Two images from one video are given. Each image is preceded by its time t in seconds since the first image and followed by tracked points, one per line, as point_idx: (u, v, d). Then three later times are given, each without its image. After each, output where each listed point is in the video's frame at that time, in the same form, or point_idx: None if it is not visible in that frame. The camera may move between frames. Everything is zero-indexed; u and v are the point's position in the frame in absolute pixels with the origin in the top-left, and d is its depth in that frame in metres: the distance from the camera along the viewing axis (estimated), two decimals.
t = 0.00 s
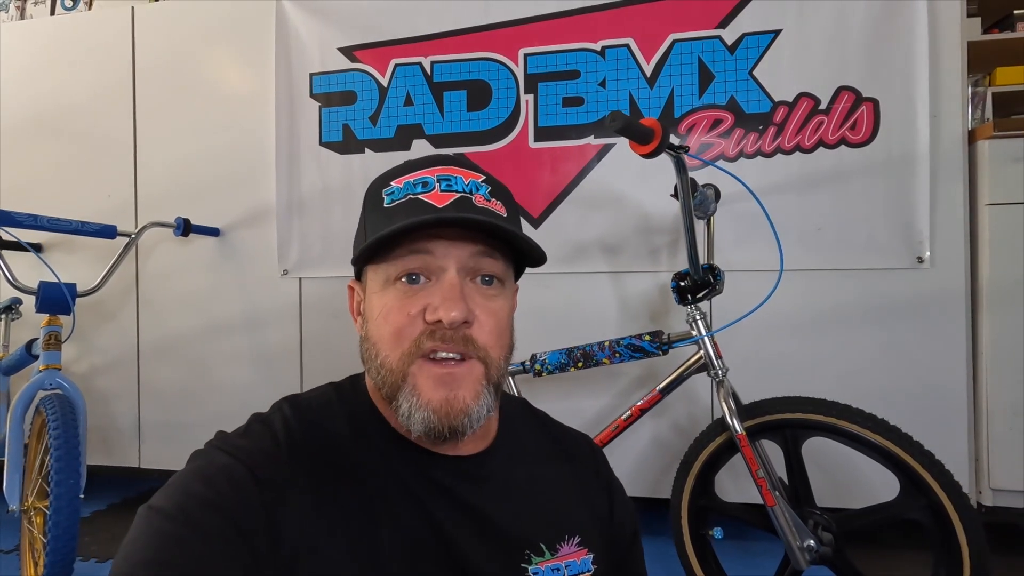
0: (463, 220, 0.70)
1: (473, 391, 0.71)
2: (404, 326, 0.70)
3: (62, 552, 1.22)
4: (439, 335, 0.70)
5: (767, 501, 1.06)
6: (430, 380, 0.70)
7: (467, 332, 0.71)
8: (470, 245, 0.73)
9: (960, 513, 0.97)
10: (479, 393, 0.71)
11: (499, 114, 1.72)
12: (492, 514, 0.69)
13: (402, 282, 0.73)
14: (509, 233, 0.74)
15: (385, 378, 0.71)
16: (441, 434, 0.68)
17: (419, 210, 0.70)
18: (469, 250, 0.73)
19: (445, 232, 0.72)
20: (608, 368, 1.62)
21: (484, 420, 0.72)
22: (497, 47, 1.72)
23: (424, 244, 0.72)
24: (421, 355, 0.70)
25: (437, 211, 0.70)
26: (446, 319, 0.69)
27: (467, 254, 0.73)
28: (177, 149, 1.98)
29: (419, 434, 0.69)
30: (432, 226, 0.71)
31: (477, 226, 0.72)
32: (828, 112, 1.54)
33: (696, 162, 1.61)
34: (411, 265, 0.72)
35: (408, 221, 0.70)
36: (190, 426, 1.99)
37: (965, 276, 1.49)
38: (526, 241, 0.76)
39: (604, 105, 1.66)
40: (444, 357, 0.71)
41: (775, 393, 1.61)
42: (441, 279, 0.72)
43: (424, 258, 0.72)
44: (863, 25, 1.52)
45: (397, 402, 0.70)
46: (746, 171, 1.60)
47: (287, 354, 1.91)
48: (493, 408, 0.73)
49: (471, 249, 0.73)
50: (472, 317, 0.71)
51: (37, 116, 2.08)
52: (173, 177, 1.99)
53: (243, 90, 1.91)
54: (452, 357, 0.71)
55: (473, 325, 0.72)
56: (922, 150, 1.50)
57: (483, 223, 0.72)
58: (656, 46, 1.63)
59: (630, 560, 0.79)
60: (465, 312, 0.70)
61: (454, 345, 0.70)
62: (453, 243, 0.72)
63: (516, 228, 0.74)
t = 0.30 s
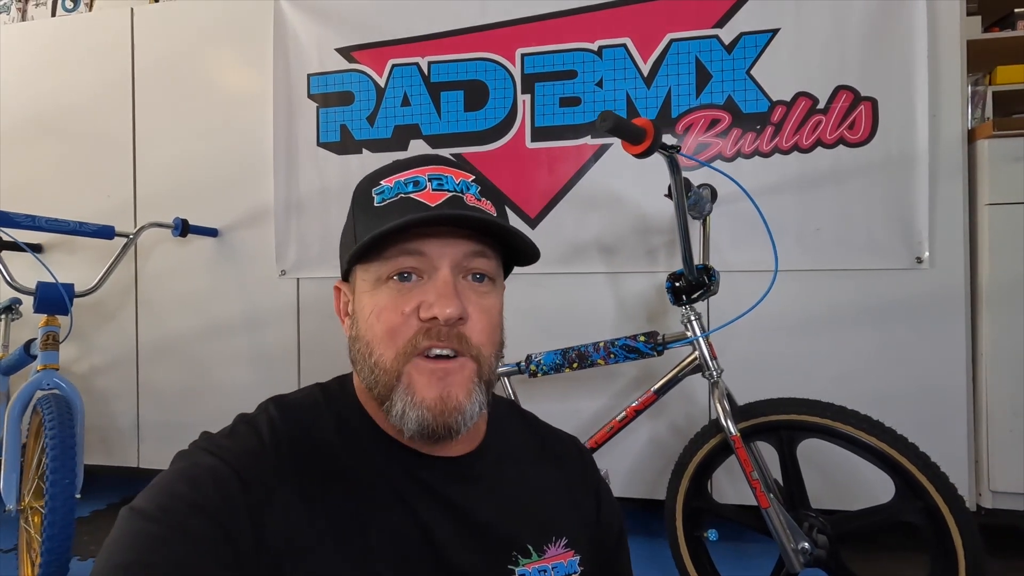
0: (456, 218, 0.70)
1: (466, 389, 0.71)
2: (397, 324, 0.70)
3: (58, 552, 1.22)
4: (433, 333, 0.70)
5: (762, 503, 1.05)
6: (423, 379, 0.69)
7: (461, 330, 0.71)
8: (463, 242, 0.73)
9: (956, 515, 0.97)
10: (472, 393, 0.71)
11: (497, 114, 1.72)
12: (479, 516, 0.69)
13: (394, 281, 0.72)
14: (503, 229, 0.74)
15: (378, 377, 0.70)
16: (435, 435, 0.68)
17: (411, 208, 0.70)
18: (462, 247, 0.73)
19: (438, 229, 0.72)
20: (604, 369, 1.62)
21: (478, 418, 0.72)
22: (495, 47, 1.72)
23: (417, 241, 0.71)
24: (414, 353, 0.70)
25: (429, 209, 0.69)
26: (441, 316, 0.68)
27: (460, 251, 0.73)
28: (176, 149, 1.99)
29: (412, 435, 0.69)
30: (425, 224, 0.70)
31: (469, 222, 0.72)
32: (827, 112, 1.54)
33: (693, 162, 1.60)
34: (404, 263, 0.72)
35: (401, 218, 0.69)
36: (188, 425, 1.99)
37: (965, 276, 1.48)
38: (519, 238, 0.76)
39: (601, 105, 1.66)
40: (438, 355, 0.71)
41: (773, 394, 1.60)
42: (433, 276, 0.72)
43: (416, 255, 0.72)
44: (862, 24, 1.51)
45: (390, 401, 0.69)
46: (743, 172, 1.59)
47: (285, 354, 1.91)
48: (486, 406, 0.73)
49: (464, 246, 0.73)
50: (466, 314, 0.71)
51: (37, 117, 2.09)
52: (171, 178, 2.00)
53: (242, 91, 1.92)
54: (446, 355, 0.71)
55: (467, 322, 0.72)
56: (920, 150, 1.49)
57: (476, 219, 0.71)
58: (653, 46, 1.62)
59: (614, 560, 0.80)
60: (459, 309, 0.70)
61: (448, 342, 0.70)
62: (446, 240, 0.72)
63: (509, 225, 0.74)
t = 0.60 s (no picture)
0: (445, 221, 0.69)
1: (455, 393, 0.70)
2: (386, 327, 0.69)
3: (53, 554, 1.22)
4: (421, 336, 0.69)
5: (759, 508, 1.04)
6: (411, 382, 0.69)
7: (450, 333, 0.70)
8: (453, 246, 0.72)
9: (954, 518, 0.97)
10: (462, 395, 0.70)
11: (495, 115, 1.71)
12: (470, 521, 0.68)
13: (383, 283, 0.71)
14: (494, 231, 0.73)
15: (366, 381, 0.70)
16: (423, 437, 0.67)
17: (400, 211, 0.69)
18: (452, 249, 0.72)
19: (427, 232, 0.71)
20: (602, 371, 1.61)
21: (466, 422, 0.71)
22: (492, 48, 1.71)
23: (406, 244, 0.71)
24: (402, 357, 0.69)
25: (418, 211, 0.69)
26: (429, 319, 0.68)
27: (450, 254, 0.72)
28: (175, 151, 1.99)
29: (399, 439, 0.68)
30: (414, 226, 0.70)
31: (460, 225, 0.71)
32: (826, 112, 1.52)
33: (692, 164, 1.60)
34: (393, 266, 0.71)
35: (390, 221, 0.68)
36: (187, 427, 1.99)
37: (967, 277, 1.47)
38: (510, 240, 0.75)
39: (600, 106, 1.65)
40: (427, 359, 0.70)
41: (772, 397, 1.58)
42: (423, 279, 0.71)
43: (406, 258, 0.71)
44: (862, 23, 1.49)
45: (378, 405, 0.69)
46: (742, 173, 1.58)
47: (283, 355, 1.91)
48: (475, 410, 0.72)
49: (454, 248, 0.72)
50: (455, 317, 0.70)
51: (38, 119, 2.09)
52: (171, 179, 2.00)
53: (241, 92, 1.92)
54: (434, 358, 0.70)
55: (456, 325, 0.71)
56: (921, 150, 1.47)
57: (466, 221, 0.70)
58: (652, 46, 1.61)
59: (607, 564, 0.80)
60: (448, 312, 0.69)
61: (437, 345, 0.69)
62: (436, 243, 0.71)
63: (499, 227, 0.73)
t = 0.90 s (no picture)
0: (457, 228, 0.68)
1: (472, 394, 0.70)
2: (400, 335, 0.68)
3: (49, 554, 1.22)
4: (439, 341, 0.68)
5: (755, 508, 1.04)
6: (430, 386, 0.68)
7: (465, 336, 0.70)
8: (459, 249, 0.71)
9: (952, 519, 0.96)
10: (478, 394, 0.71)
11: (493, 115, 1.71)
12: (461, 522, 0.68)
13: (391, 289, 0.69)
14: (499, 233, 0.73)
15: (381, 389, 0.68)
16: (448, 437, 0.68)
17: (407, 216, 0.68)
18: (459, 252, 0.71)
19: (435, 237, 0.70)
20: (601, 371, 1.60)
21: (481, 419, 0.72)
22: (490, 47, 1.71)
23: (414, 250, 0.69)
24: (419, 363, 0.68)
25: (424, 216, 0.68)
26: (448, 324, 0.67)
27: (458, 257, 0.71)
28: (174, 151, 2.00)
29: (423, 443, 0.68)
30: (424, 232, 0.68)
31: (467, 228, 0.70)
32: (826, 110, 1.51)
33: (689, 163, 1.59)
34: (400, 272, 0.69)
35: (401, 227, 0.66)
36: (186, 426, 2.00)
37: (967, 276, 1.46)
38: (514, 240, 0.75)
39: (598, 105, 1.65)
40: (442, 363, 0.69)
41: (771, 397, 1.58)
42: (433, 285, 0.70)
43: (414, 263, 0.69)
44: (861, 21, 1.49)
45: (396, 413, 0.67)
46: (741, 172, 1.57)
47: (281, 356, 1.91)
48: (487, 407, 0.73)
49: (461, 251, 0.71)
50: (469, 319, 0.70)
51: (38, 120, 2.10)
52: (170, 180, 2.01)
53: (239, 92, 1.92)
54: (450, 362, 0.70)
55: (469, 327, 0.71)
56: (921, 148, 1.46)
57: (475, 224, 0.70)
58: (650, 45, 1.61)
59: (597, 563, 0.80)
60: (464, 315, 0.69)
61: (453, 349, 0.69)
62: (445, 246, 0.70)
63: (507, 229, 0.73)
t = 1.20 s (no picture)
0: (443, 225, 0.68)
1: (457, 393, 0.70)
2: (385, 332, 0.68)
3: (49, 552, 1.23)
4: (423, 340, 0.68)
5: (753, 508, 1.04)
6: (414, 385, 0.68)
7: (450, 335, 0.70)
8: (447, 247, 0.71)
9: (951, 519, 0.96)
10: (464, 394, 0.71)
11: (492, 114, 1.71)
12: (455, 520, 0.68)
13: (378, 287, 0.70)
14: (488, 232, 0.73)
15: (364, 387, 0.68)
16: (430, 438, 0.68)
17: (393, 213, 0.68)
18: (447, 251, 0.71)
19: (421, 235, 0.70)
20: (600, 370, 1.60)
21: (467, 420, 0.72)
22: (489, 47, 1.71)
23: (400, 247, 0.69)
24: (402, 361, 0.68)
25: (411, 213, 0.68)
26: (431, 323, 0.67)
27: (445, 255, 0.71)
28: (175, 152, 2.00)
29: (405, 441, 0.68)
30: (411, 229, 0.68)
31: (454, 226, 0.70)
32: (825, 109, 1.51)
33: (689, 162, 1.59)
34: (387, 269, 0.70)
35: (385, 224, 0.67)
36: (187, 426, 2.00)
37: (968, 275, 1.45)
38: (504, 239, 0.75)
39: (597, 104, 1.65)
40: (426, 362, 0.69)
41: (771, 397, 1.57)
42: (420, 283, 0.70)
43: (400, 261, 0.69)
44: (861, 19, 1.48)
45: (379, 410, 0.68)
46: (740, 171, 1.57)
47: (282, 355, 1.91)
48: (474, 407, 0.73)
49: (449, 250, 0.71)
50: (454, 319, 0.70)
51: (41, 122, 2.11)
52: (171, 180, 2.01)
53: (240, 93, 1.93)
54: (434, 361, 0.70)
55: (456, 327, 0.71)
56: (922, 147, 1.46)
57: (463, 223, 0.70)
58: (649, 44, 1.60)
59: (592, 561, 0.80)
60: (449, 314, 0.69)
61: (438, 348, 0.69)
62: (431, 244, 0.70)
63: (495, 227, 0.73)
